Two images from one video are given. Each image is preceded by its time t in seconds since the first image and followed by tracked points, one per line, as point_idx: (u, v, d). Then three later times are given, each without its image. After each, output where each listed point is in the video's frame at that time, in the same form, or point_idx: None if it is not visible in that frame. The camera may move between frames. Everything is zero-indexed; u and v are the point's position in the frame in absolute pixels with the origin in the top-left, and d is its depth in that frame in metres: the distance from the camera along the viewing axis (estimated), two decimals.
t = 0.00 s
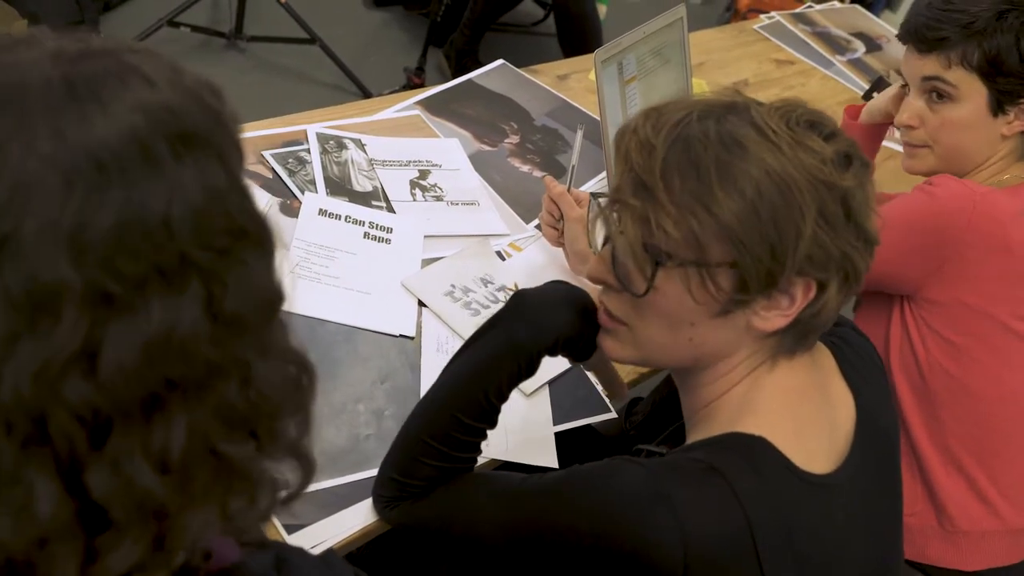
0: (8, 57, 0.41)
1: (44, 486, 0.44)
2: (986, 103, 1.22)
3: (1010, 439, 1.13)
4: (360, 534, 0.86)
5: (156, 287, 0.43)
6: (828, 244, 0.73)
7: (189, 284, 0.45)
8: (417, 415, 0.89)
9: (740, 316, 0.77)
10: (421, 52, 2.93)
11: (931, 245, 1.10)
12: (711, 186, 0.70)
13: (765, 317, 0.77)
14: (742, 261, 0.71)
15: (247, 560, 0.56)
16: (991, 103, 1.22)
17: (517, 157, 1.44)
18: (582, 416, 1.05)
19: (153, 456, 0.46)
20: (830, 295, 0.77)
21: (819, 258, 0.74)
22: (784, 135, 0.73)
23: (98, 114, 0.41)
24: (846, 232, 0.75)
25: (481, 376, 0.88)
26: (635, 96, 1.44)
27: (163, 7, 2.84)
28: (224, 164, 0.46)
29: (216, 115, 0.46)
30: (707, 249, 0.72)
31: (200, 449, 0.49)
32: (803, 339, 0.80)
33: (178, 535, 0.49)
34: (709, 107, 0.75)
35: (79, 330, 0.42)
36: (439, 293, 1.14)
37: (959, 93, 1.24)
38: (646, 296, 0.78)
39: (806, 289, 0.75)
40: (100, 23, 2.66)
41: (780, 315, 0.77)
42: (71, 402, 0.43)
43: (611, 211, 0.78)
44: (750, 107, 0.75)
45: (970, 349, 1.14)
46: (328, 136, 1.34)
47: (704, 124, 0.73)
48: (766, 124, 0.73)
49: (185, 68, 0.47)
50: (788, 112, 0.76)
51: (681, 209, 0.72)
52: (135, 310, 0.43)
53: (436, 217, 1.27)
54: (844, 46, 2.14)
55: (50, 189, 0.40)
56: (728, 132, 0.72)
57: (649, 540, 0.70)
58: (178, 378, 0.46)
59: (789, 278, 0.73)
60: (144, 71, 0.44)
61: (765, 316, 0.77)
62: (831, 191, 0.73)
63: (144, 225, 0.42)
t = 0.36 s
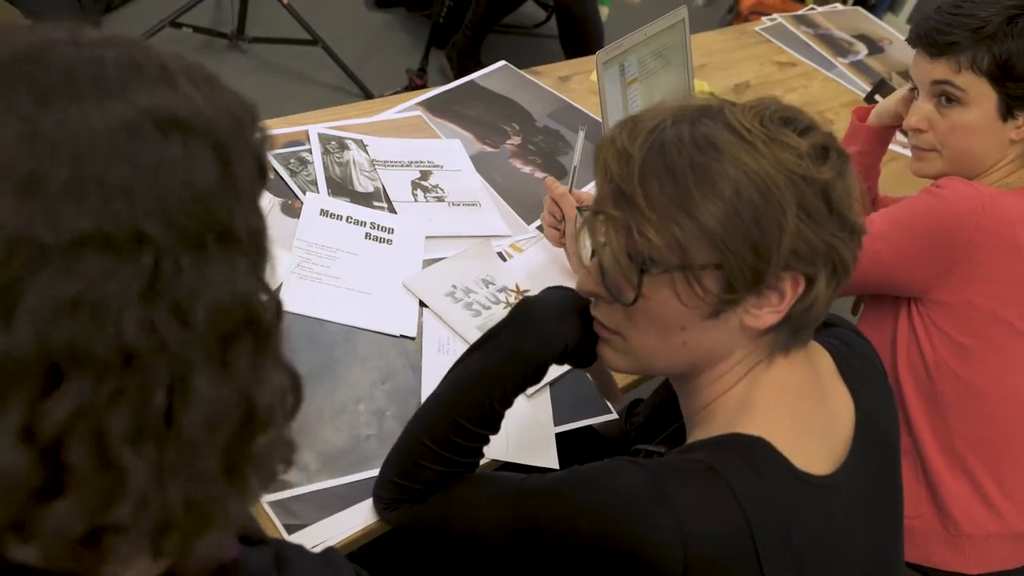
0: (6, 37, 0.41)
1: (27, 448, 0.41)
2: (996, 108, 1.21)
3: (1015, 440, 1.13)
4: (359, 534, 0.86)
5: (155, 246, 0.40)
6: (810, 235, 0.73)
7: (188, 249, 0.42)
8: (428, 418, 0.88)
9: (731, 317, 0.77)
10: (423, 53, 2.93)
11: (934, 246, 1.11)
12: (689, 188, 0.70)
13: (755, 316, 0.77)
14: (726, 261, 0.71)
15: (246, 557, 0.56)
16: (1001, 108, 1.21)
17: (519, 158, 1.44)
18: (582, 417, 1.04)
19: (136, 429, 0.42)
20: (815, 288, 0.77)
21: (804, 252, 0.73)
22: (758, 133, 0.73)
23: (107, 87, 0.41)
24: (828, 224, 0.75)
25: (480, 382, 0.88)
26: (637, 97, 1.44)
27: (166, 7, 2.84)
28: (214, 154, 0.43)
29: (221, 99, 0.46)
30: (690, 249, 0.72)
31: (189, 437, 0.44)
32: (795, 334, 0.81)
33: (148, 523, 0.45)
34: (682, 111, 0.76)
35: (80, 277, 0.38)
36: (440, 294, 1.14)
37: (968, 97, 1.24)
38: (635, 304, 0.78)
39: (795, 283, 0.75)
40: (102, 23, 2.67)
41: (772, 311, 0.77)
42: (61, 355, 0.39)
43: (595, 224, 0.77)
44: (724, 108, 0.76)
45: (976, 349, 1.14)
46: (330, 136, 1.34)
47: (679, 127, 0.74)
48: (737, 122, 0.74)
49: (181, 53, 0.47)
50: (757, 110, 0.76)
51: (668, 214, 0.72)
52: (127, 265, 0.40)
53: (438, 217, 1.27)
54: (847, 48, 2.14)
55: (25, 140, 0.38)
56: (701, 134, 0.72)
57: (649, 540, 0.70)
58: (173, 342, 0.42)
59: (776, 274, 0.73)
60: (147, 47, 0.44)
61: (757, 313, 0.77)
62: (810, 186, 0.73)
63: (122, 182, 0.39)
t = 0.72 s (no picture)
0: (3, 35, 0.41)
1: (133, 463, 0.47)
2: (995, 110, 1.22)
3: (1015, 441, 1.13)
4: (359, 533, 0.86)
5: (222, 249, 0.45)
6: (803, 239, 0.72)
7: (241, 243, 0.46)
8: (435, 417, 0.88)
9: (718, 314, 0.77)
10: (425, 54, 2.94)
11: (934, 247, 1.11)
12: (667, 180, 0.71)
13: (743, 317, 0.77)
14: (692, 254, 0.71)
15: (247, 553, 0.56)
16: (1001, 110, 1.21)
17: (520, 159, 1.45)
18: (582, 418, 1.04)
19: (230, 418, 0.50)
20: (806, 296, 0.76)
21: (782, 254, 0.72)
22: (749, 133, 0.73)
23: (115, 91, 0.41)
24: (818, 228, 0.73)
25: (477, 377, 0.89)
26: (638, 99, 1.44)
27: (168, 7, 2.85)
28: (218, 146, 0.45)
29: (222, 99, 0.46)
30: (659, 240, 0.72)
31: (267, 413, 0.52)
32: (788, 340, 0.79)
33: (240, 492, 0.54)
34: (682, 106, 0.76)
35: (182, 300, 0.44)
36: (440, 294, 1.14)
37: (968, 100, 1.24)
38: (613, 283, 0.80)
39: (776, 288, 0.74)
40: (106, 23, 2.67)
41: (751, 312, 0.76)
42: (169, 371, 0.45)
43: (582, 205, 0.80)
44: (725, 107, 0.76)
45: (977, 350, 1.14)
46: (331, 137, 1.35)
47: (671, 122, 0.74)
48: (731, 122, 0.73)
49: (183, 54, 0.48)
50: (755, 111, 0.76)
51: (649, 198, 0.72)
52: (208, 276, 0.45)
53: (439, 218, 1.27)
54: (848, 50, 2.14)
55: (90, 175, 0.40)
56: (692, 129, 0.72)
57: (647, 542, 0.70)
58: (249, 330, 0.48)
59: (751, 272, 0.72)
60: (150, 50, 0.44)
61: (736, 313, 0.76)
62: (796, 187, 0.71)
63: (190, 200, 0.43)
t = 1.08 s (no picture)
0: None
1: (120, 445, 0.46)
2: (995, 114, 1.21)
3: (1015, 443, 1.12)
4: (354, 536, 0.86)
5: (208, 228, 0.45)
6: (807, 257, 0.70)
7: (225, 224, 0.46)
8: (450, 419, 0.92)
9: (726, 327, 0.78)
10: (427, 55, 2.94)
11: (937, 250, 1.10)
12: (661, 171, 0.78)
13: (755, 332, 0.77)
14: (660, 237, 0.79)
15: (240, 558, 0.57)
16: (1001, 112, 1.21)
17: (521, 160, 1.44)
18: (584, 419, 1.04)
19: (217, 403, 0.50)
20: (815, 317, 0.73)
21: (711, 263, 0.73)
22: (730, 136, 0.73)
23: (96, 79, 0.40)
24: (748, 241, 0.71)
25: (481, 376, 0.96)
26: (639, 100, 1.44)
27: (170, 7, 2.85)
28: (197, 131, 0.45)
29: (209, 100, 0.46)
30: (645, 217, 0.80)
31: (255, 401, 0.52)
32: (782, 350, 0.76)
33: (225, 481, 0.54)
34: (715, 109, 0.78)
35: (170, 276, 0.43)
36: (440, 295, 1.14)
37: (968, 102, 1.24)
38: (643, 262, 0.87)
39: (704, 292, 0.76)
40: (108, 23, 2.67)
41: (695, 303, 0.79)
42: (157, 352, 0.45)
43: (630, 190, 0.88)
44: (737, 110, 0.76)
45: (977, 353, 1.14)
46: (331, 137, 1.34)
47: (693, 125, 0.78)
48: (756, 131, 0.73)
49: (174, 54, 0.47)
50: (766, 121, 0.73)
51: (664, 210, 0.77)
52: (193, 253, 0.44)
53: (439, 219, 1.27)
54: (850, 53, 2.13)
55: (73, 149, 0.39)
56: (713, 139, 0.74)
57: (641, 539, 0.70)
58: (237, 312, 0.48)
59: (690, 267, 0.76)
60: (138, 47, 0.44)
61: (693, 303, 0.79)
62: (727, 194, 0.71)
63: (173, 174, 0.42)
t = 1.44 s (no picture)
0: None
1: (112, 452, 0.46)
2: (992, 107, 1.21)
3: (1011, 441, 1.12)
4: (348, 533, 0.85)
5: (202, 233, 0.45)
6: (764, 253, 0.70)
7: (220, 229, 0.46)
8: (434, 424, 0.91)
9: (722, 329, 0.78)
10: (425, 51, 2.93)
11: (924, 242, 1.11)
12: (624, 175, 0.78)
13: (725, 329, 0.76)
14: (626, 240, 0.79)
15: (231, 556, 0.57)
16: (997, 106, 1.21)
17: (518, 157, 1.44)
18: (581, 416, 1.04)
19: (210, 408, 0.49)
20: (781, 313, 0.72)
21: (675, 264, 0.74)
22: (686, 136, 0.73)
23: (90, 80, 0.40)
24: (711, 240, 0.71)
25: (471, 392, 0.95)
26: (637, 97, 1.43)
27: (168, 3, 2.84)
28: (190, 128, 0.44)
29: (205, 94, 0.46)
30: (612, 220, 0.81)
31: (248, 405, 0.52)
32: (751, 347, 0.75)
33: (218, 486, 0.54)
34: (677, 110, 0.79)
35: (163, 284, 0.43)
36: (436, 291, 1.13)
37: (966, 96, 1.23)
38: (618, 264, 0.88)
39: (671, 293, 0.77)
40: (105, 19, 2.66)
41: (665, 305, 0.79)
42: (150, 358, 0.44)
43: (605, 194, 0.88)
44: (697, 111, 0.76)
45: (972, 351, 1.14)
46: (327, 133, 1.34)
47: (657, 127, 0.78)
48: (713, 131, 0.73)
49: (168, 49, 0.47)
50: (720, 122, 0.73)
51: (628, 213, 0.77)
52: (187, 259, 0.44)
53: (436, 215, 1.26)
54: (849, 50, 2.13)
55: (67, 154, 0.38)
56: (672, 141, 0.74)
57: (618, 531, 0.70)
58: (231, 318, 0.48)
59: (655, 268, 0.76)
60: (129, 42, 0.43)
61: (662, 303, 0.79)
62: (686, 195, 0.71)
63: (170, 181, 0.42)
